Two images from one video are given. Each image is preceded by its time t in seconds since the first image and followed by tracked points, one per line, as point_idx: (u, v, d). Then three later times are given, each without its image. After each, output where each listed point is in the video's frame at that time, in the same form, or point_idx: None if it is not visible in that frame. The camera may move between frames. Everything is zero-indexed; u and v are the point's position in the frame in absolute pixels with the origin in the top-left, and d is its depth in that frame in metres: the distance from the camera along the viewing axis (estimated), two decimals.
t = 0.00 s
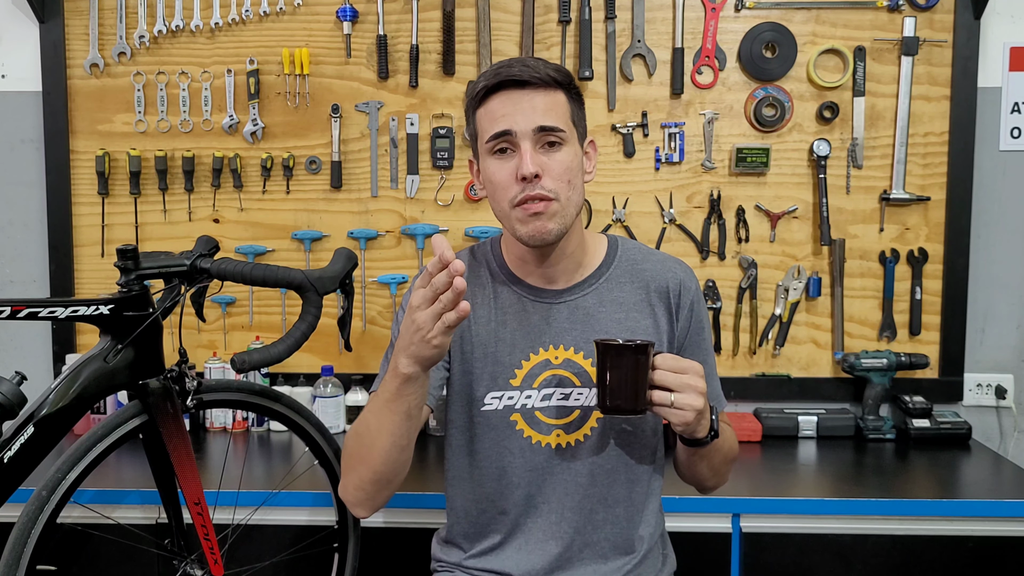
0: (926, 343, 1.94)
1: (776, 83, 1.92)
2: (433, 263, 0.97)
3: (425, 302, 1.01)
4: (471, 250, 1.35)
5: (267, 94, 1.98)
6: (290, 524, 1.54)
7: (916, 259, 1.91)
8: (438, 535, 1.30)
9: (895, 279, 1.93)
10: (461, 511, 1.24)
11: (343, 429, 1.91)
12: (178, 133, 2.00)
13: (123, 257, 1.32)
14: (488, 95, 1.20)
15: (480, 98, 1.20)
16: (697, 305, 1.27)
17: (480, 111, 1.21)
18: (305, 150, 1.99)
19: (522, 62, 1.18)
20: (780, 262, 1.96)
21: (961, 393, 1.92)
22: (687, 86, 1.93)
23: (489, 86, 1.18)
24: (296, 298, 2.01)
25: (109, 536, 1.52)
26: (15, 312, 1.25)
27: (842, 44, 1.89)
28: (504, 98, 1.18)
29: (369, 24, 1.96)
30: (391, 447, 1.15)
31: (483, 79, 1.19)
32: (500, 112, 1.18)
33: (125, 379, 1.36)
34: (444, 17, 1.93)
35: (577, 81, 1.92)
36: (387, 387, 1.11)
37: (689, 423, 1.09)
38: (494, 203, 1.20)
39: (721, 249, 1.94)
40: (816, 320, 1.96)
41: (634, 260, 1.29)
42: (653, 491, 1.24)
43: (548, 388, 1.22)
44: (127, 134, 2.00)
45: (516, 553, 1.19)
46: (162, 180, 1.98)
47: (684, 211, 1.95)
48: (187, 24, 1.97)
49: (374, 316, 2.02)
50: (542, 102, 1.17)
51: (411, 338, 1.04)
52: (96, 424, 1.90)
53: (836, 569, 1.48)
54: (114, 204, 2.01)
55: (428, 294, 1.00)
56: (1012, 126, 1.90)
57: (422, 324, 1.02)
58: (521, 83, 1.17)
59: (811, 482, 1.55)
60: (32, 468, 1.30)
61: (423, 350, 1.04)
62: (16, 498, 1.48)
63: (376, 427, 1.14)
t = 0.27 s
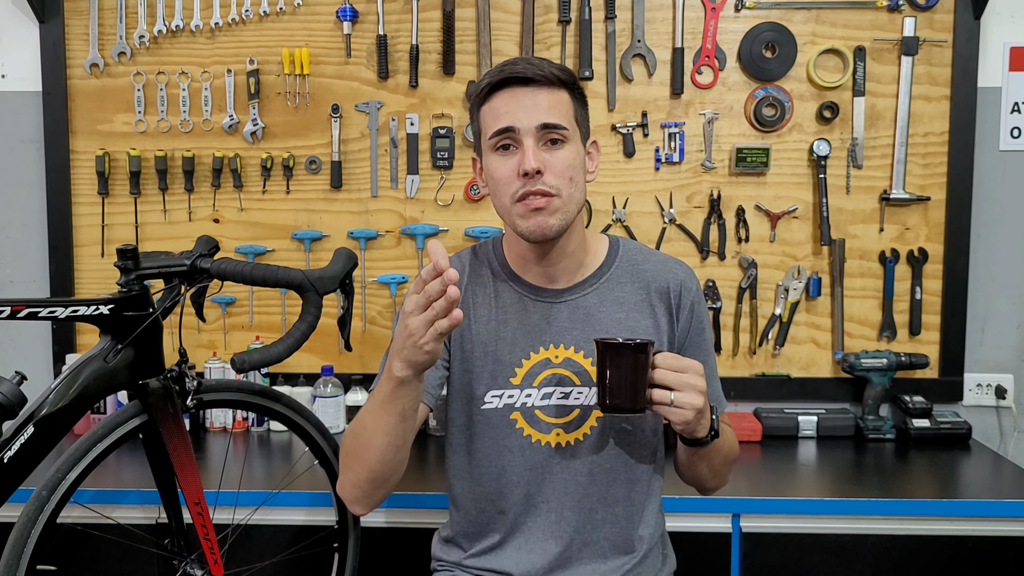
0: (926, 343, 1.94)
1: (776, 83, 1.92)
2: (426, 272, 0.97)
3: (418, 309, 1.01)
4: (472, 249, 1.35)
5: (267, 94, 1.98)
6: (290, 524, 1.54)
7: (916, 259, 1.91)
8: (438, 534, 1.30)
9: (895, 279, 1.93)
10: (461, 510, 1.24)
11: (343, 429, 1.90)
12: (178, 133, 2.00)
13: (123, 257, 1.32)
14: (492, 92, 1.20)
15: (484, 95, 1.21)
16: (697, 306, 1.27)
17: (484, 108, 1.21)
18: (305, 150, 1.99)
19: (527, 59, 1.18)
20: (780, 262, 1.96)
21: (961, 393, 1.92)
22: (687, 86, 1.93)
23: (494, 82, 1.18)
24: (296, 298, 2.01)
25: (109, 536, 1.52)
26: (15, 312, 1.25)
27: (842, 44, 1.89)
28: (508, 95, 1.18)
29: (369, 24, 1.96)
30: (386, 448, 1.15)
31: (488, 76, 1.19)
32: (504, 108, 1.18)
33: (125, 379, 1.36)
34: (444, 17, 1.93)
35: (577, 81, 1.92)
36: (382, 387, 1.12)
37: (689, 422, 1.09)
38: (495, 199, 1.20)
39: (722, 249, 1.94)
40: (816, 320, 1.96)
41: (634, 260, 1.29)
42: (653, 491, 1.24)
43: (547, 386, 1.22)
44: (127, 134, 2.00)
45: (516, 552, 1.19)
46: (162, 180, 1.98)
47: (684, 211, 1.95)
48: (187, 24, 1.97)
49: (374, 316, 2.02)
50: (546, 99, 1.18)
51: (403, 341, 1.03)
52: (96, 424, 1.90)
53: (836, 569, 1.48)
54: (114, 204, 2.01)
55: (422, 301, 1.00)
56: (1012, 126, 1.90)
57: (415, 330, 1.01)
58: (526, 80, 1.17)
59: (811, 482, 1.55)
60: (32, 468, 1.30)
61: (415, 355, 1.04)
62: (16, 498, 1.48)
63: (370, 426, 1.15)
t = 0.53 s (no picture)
0: (925, 343, 1.94)
1: (776, 83, 1.92)
2: (423, 242, 0.95)
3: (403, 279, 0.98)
4: (472, 248, 1.35)
5: (267, 94, 1.98)
6: (290, 524, 1.54)
7: (916, 259, 1.91)
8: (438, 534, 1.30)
9: (895, 279, 1.93)
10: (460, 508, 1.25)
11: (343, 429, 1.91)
12: (178, 133, 2.00)
13: (123, 257, 1.32)
14: (497, 89, 1.20)
15: (489, 92, 1.21)
16: (697, 305, 1.27)
17: (489, 105, 1.21)
18: (305, 150, 1.99)
19: (534, 58, 1.19)
20: (780, 262, 1.96)
21: (961, 393, 1.92)
22: (687, 86, 1.93)
23: (500, 79, 1.19)
24: (296, 298, 2.01)
25: (109, 536, 1.52)
26: (15, 312, 1.25)
27: (842, 44, 1.89)
28: (514, 93, 1.18)
29: (369, 24, 1.96)
30: (375, 431, 1.13)
31: (494, 73, 1.19)
32: (509, 106, 1.18)
33: (125, 379, 1.36)
34: (444, 17, 1.93)
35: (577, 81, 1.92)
36: (369, 366, 1.11)
37: (690, 419, 1.09)
38: (498, 196, 1.20)
39: (722, 249, 1.94)
40: (816, 320, 1.96)
41: (634, 260, 1.29)
42: (652, 490, 1.24)
43: (547, 385, 1.22)
44: (127, 134, 2.00)
45: (516, 551, 1.19)
46: (162, 180, 1.98)
47: (684, 211, 1.95)
48: (187, 24, 1.97)
49: (374, 316, 2.02)
50: (551, 98, 1.18)
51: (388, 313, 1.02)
52: (96, 424, 1.90)
53: (836, 569, 1.48)
54: (114, 204, 2.01)
55: (411, 270, 0.97)
56: (1012, 126, 1.90)
57: (400, 300, 0.99)
58: (532, 79, 1.18)
59: (811, 482, 1.55)
60: (32, 468, 1.30)
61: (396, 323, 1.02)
62: (16, 498, 1.48)
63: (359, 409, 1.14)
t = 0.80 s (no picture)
0: (925, 343, 1.94)
1: (776, 83, 1.92)
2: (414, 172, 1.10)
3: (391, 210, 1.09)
4: (470, 247, 1.34)
5: (266, 94, 1.98)
6: (290, 524, 1.54)
7: (916, 259, 1.91)
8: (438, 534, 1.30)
9: (895, 279, 1.93)
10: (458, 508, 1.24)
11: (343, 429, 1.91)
12: (178, 133, 2.00)
13: (123, 257, 1.32)
14: (497, 91, 1.19)
15: (489, 94, 1.20)
16: (694, 305, 1.27)
17: (489, 107, 1.20)
18: (305, 150, 1.99)
19: (534, 60, 1.18)
20: (780, 262, 1.95)
21: (961, 393, 1.92)
22: (687, 86, 1.93)
23: (500, 82, 1.18)
24: (296, 298, 2.01)
25: (109, 536, 1.52)
26: (15, 312, 1.25)
27: (842, 44, 1.89)
28: (513, 95, 1.18)
29: (368, 24, 1.96)
30: (371, 390, 1.12)
31: (494, 75, 1.19)
32: (509, 108, 1.18)
33: (125, 379, 1.36)
34: (444, 17, 1.93)
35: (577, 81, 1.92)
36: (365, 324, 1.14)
37: (691, 417, 1.09)
38: (494, 198, 1.20)
39: (721, 249, 1.94)
40: (816, 320, 1.96)
41: (631, 259, 1.29)
42: (651, 489, 1.24)
43: (545, 384, 1.22)
44: (127, 134, 2.00)
45: (515, 551, 1.19)
46: (162, 180, 1.98)
47: (684, 211, 1.95)
48: (187, 24, 1.97)
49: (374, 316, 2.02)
50: (551, 102, 1.17)
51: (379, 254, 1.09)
52: (96, 424, 1.90)
53: (836, 569, 1.48)
54: (114, 204, 2.01)
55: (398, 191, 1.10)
56: (1012, 126, 1.90)
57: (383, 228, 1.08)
58: (532, 82, 1.17)
59: (811, 482, 1.55)
60: (32, 468, 1.30)
61: (384, 254, 1.08)
62: (16, 498, 1.48)
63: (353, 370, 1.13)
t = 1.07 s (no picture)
0: (926, 343, 1.94)
1: (776, 83, 1.92)
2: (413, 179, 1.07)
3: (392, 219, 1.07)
4: (466, 249, 1.34)
5: (267, 94, 1.98)
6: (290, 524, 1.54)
7: (916, 259, 1.91)
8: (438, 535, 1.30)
9: (895, 279, 1.93)
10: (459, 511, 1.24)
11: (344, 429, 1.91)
12: (178, 133, 2.00)
13: (123, 257, 1.32)
14: (497, 92, 1.19)
15: (489, 94, 1.20)
16: (692, 306, 1.27)
17: (488, 108, 1.20)
18: (305, 150, 1.99)
19: (536, 63, 1.18)
20: (780, 261, 1.95)
21: (961, 393, 1.92)
22: (687, 86, 1.93)
23: (500, 83, 1.18)
24: (296, 298, 2.01)
25: (109, 536, 1.52)
26: (15, 312, 1.25)
27: (842, 44, 1.89)
28: (512, 97, 1.18)
29: (369, 24, 1.96)
30: (383, 402, 1.12)
31: (494, 76, 1.19)
32: (506, 111, 1.18)
33: (125, 379, 1.36)
34: (444, 17, 1.93)
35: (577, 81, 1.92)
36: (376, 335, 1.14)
37: (691, 419, 1.09)
38: (488, 201, 1.20)
39: (722, 249, 1.94)
40: (816, 320, 1.96)
41: (628, 260, 1.29)
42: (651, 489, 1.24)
43: (543, 388, 1.22)
44: (127, 134, 2.00)
45: (515, 554, 1.19)
46: (162, 180, 1.98)
47: (684, 211, 1.95)
48: (187, 24, 1.97)
49: (374, 316, 2.02)
50: (549, 107, 1.17)
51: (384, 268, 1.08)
52: (96, 424, 1.90)
53: (836, 569, 1.48)
54: (114, 204, 2.01)
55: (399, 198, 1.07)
56: (1012, 126, 1.90)
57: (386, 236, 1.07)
58: (532, 85, 1.17)
59: (811, 482, 1.55)
60: (32, 468, 1.30)
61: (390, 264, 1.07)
62: (16, 498, 1.48)
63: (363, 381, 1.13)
